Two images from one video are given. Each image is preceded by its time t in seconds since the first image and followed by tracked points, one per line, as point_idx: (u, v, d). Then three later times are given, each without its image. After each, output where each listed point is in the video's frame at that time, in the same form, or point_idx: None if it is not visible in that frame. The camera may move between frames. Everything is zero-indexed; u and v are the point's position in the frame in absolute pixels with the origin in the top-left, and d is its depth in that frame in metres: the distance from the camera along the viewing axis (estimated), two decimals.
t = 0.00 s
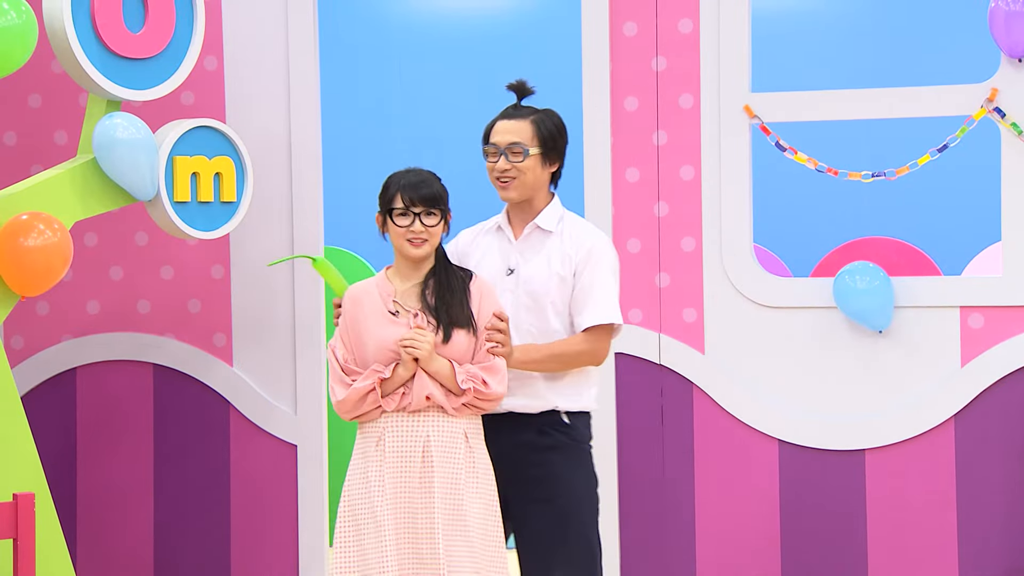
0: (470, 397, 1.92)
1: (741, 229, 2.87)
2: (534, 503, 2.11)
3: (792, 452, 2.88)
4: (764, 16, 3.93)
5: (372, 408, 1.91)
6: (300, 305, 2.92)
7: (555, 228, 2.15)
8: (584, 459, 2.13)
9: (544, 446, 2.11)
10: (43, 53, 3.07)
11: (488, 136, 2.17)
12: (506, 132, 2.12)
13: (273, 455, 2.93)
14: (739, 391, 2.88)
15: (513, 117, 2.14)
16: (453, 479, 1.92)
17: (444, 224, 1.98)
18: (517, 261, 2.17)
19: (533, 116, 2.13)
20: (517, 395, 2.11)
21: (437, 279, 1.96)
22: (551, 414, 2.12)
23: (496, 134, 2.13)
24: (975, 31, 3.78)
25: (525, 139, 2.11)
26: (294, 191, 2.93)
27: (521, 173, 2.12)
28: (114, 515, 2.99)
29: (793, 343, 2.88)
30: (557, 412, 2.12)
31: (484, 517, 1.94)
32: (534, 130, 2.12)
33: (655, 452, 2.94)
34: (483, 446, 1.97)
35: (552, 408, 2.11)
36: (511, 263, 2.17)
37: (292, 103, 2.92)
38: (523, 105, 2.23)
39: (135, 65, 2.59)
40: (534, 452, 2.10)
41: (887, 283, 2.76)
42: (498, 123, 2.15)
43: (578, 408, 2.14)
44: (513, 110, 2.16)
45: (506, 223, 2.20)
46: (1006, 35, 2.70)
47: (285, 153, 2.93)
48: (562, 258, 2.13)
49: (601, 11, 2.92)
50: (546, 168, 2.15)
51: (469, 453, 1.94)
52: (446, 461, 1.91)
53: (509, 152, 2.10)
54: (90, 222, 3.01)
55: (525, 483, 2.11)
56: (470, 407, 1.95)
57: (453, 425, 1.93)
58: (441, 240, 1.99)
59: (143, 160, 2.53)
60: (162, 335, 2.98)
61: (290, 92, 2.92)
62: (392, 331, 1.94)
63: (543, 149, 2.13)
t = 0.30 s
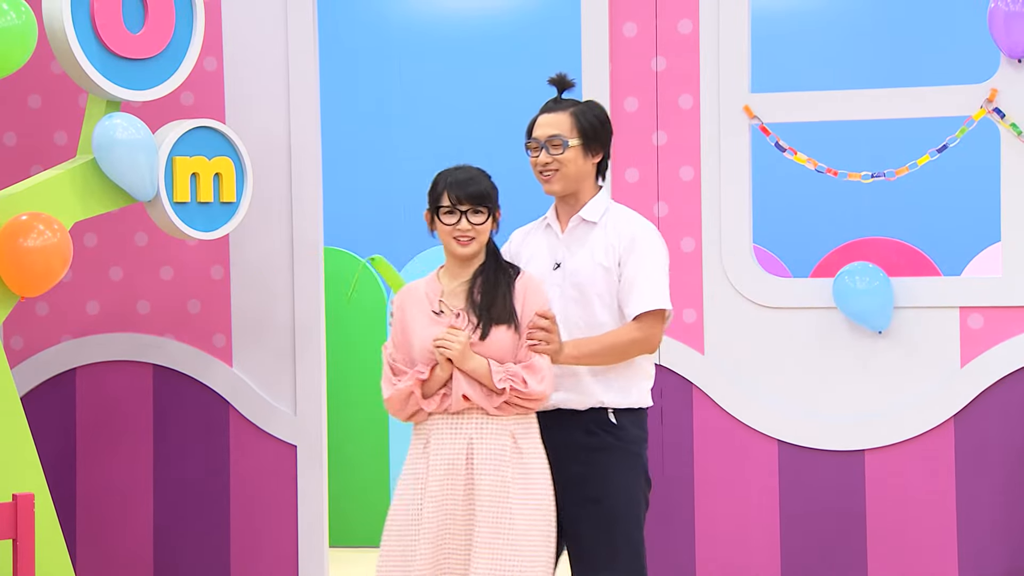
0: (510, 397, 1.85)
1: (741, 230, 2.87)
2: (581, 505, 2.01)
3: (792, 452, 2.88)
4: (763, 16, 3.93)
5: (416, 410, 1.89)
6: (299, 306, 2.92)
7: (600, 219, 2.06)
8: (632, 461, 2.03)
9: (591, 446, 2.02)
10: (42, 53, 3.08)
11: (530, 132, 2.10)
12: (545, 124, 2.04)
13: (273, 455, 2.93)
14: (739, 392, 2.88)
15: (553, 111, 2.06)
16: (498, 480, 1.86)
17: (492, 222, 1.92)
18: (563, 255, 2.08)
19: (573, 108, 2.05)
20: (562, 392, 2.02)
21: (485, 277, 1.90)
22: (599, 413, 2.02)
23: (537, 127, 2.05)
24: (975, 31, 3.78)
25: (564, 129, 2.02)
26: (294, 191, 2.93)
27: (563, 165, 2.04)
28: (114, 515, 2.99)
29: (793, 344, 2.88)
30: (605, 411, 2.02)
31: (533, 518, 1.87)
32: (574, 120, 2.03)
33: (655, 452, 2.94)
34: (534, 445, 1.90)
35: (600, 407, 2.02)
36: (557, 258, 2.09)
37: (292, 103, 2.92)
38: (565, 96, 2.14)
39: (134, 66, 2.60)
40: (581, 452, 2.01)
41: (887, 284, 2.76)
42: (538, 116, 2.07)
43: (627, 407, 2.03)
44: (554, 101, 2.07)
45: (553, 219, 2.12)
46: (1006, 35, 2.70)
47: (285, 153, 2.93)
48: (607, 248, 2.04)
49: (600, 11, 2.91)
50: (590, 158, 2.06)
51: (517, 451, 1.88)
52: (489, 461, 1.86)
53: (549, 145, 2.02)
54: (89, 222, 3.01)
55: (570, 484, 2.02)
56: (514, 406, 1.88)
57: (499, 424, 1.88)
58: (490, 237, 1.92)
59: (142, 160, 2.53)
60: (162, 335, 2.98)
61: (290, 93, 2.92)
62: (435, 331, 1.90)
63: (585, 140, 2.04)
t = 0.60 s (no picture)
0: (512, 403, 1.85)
1: (741, 230, 2.87)
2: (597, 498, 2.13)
3: (792, 452, 2.88)
4: (763, 17, 3.93)
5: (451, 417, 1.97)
6: (299, 307, 2.92)
7: (619, 214, 2.14)
8: (648, 458, 2.12)
9: (608, 444, 2.13)
10: (42, 54, 3.07)
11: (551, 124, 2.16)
12: (566, 118, 2.10)
13: (273, 456, 2.93)
14: (739, 392, 2.88)
15: (574, 103, 2.12)
16: (504, 491, 1.87)
17: (510, 224, 1.92)
18: (581, 249, 2.17)
19: (594, 102, 2.11)
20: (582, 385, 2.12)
21: (507, 281, 1.91)
22: (617, 410, 2.12)
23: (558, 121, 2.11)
24: (974, 32, 3.78)
25: (585, 123, 2.08)
26: (294, 191, 2.93)
27: (585, 158, 2.10)
28: (114, 515, 2.98)
29: (793, 344, 2.88)
30: (622, 408, 2.12)
31: (539, 531, 1.85)
32: (594, 114, 2.09)
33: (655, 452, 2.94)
34: (545, 455, 1.88)
35: (618, 402, 2.12)
36: (575, 251, 2.18)
37: (292, 103, 2.92)
38: (586, 89, 2.23)
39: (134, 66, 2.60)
40: (599, 449, 2.13)
41: (886, 284, 2.77)
42: (559, 110, 2.13)
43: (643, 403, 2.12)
44: (575, 95, 2.14)
45: (572, 212, 2.20)
46: (1005, 36, 2.70)
47: (285, 153, 2.93)
48: (624, 243, 2.12)
49: (601, 12, 2.91)
50: (610, 152, 2.13)
51: (524, 462, 1.87)
52: (496, 472, 1.87)
53: (570, 138, 2.08)
54: (90, 223, 3.01)
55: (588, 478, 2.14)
56: (526, 412, 1.87)
57: (511, 433, 1.88)
58: (503, 241, 1.92)
59: (142, 160, 2.53)
60: (162, 336, 2.98)
61: (290, 93, 2.92)
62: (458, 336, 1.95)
63: (605, 133, 2.11)
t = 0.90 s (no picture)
0: (516, 409, 1.86)
1: (739, 230, 2.87)
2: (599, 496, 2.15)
3: (790, 453, 2.88)
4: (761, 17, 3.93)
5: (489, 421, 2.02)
6: (298, 308, 2.92)
7: (620, 215, 2.14)
8: (649, 459, 2.13)
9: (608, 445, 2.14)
10: (40, 54, 3.07)
11: (552, 125, 2.15)
12: (568, 120, 2.10)
13: (271, 457, 2.93)
14: (737, 393, 2.88)
15: (576, 105, 2.12)
16: (512, 487, 1.89)
17: (523, 227, 1.93)
18: (579, 249, 2.17)
19: (597, 103, 2.11)
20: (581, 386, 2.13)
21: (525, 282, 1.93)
22: (617, 413, 2.13)
23: (560, 122, 2.11)
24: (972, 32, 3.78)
25: (588, 125, 2.08)
26: (292, 192, 2.93)
27: (588, 160, 2.10)
28: (112, 516, 2.98)
29: (792, 344, 2.88)
30: (622, 410, 2.13)
31: (538, 527, 1.85)
32: (598, 116, 2.09)
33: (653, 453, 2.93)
34: (552, 453, 1.87)
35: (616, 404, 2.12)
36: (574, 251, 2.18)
37: (290, 104, 2.92)
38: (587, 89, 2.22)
39: (132, 66, 2.60)
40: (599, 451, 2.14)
41: (885, 284, 2.77)
42: (561, 111, 2.13)
43: (643, 403, 2.13)
44: (576, 96, 2.13)
45: (572, 212, 2.20)
46: (1003, 36, 2.71)
47: (283, 154, 2.93)
48: (624, 244, 2.12)
49: (599, 12, 2.91)
50: (613, 154, 2.13)
51: (529, 455, 1.88)
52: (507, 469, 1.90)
53: (573, 141, 2.08)
54: (88, 223, 3.01)
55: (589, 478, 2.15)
56: (535, 417, 1.88)
57: (523, 430, 1.90)
58: (516, 242, 1.93)
59: (140, 161, 2.54)
60: (160, 337, 2.97)
61: (288, 93, 2.92)
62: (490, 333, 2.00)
63: (609, 135, 2.11)
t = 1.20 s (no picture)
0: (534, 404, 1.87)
1: (734, 231, 2.86)
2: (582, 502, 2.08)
3: (786, 454, 2.87)
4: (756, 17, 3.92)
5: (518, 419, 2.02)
6: (291, 308, 2.91)
7: (610, 217, 2.13)
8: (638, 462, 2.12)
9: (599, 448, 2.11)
10: (32, 53, 3.06)
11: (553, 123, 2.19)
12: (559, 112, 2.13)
13: (265, 458, 2.92)
14: (732, 393, 2.87)
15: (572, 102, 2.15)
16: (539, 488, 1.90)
17: (557, 222, 1.92)
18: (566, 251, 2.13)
19: (589, 102, 2.12)
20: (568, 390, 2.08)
21: (555, 279, 1.93)
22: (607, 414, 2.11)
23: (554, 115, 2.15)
24: (968, 32, 3.77)
25: (574, 120, 2.10)
26: (286, 192, 2.92)
27: (566, 155, 2.12)
28: (105, 517, 2.97)
29: (787, 344, 2.88)
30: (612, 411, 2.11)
31: (564, 530, 1.85)
32: (587, 114, 2.10)
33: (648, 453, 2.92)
34: (578, 456, 1.86)
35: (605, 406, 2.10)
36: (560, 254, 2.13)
37: (284, 103, 2.91)
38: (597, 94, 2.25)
39: (126, 66, 2.59)
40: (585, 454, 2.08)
41: (880, 284, 2.76)
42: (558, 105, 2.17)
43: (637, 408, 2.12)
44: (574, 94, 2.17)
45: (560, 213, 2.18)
46: (998, 36, 2.70)
47: (277, 153, 2.92)
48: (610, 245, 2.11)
49: (593, 11, 2.90)
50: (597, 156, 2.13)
51: (557, 458, 1.88)
52: (534, 469, 1.91)
53: (556, 133, 2.11)
54: (80, 223, 2.99)
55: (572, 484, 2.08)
56: (557, 417, 1.87)
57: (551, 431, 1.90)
58: (551, 236, 1.93)
59: (133, 161, 2.53)
60: (153, 337, 2.96)
61: (281, 93, 2.91)
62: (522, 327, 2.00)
63: (595, 135, 2.11)
